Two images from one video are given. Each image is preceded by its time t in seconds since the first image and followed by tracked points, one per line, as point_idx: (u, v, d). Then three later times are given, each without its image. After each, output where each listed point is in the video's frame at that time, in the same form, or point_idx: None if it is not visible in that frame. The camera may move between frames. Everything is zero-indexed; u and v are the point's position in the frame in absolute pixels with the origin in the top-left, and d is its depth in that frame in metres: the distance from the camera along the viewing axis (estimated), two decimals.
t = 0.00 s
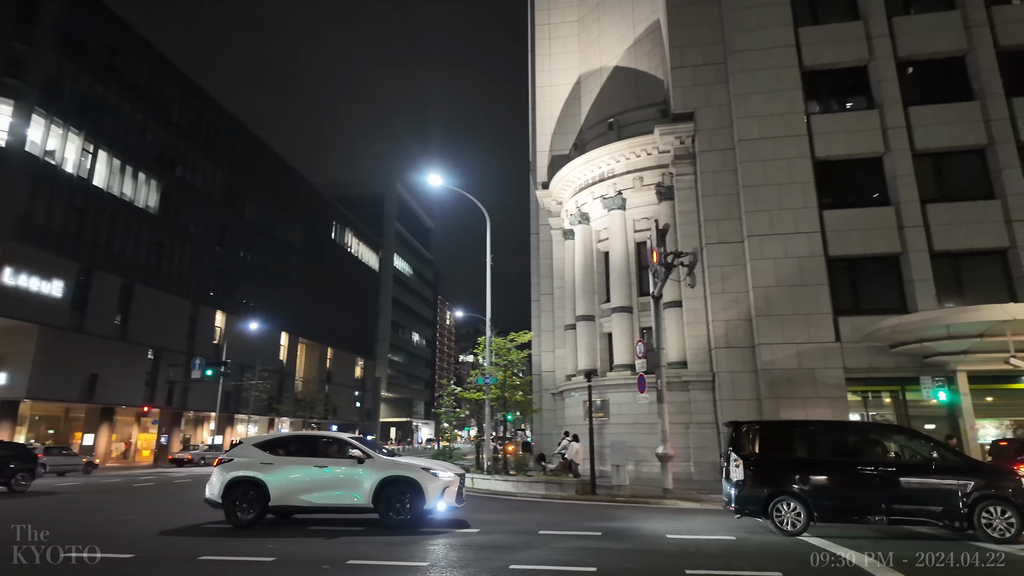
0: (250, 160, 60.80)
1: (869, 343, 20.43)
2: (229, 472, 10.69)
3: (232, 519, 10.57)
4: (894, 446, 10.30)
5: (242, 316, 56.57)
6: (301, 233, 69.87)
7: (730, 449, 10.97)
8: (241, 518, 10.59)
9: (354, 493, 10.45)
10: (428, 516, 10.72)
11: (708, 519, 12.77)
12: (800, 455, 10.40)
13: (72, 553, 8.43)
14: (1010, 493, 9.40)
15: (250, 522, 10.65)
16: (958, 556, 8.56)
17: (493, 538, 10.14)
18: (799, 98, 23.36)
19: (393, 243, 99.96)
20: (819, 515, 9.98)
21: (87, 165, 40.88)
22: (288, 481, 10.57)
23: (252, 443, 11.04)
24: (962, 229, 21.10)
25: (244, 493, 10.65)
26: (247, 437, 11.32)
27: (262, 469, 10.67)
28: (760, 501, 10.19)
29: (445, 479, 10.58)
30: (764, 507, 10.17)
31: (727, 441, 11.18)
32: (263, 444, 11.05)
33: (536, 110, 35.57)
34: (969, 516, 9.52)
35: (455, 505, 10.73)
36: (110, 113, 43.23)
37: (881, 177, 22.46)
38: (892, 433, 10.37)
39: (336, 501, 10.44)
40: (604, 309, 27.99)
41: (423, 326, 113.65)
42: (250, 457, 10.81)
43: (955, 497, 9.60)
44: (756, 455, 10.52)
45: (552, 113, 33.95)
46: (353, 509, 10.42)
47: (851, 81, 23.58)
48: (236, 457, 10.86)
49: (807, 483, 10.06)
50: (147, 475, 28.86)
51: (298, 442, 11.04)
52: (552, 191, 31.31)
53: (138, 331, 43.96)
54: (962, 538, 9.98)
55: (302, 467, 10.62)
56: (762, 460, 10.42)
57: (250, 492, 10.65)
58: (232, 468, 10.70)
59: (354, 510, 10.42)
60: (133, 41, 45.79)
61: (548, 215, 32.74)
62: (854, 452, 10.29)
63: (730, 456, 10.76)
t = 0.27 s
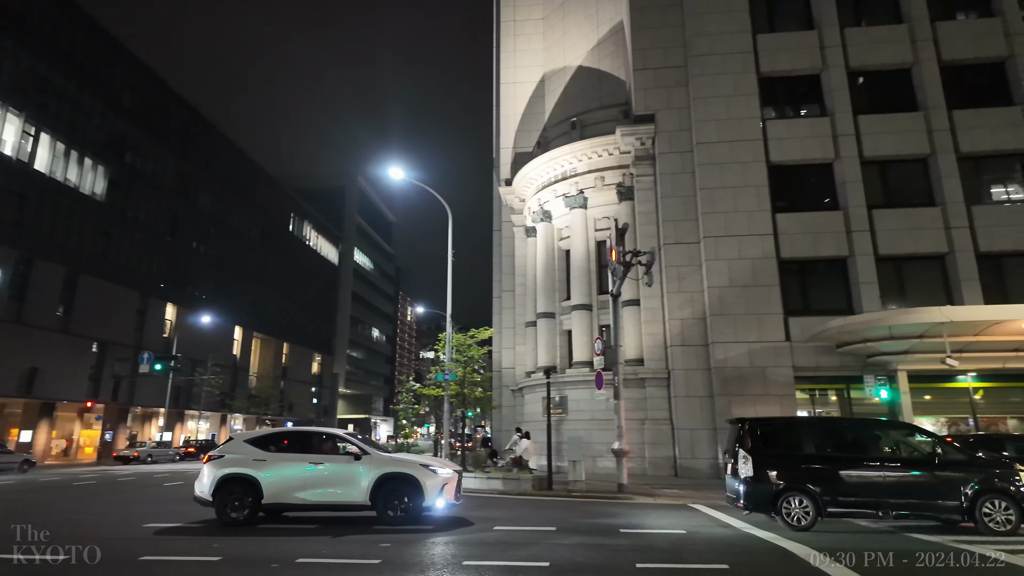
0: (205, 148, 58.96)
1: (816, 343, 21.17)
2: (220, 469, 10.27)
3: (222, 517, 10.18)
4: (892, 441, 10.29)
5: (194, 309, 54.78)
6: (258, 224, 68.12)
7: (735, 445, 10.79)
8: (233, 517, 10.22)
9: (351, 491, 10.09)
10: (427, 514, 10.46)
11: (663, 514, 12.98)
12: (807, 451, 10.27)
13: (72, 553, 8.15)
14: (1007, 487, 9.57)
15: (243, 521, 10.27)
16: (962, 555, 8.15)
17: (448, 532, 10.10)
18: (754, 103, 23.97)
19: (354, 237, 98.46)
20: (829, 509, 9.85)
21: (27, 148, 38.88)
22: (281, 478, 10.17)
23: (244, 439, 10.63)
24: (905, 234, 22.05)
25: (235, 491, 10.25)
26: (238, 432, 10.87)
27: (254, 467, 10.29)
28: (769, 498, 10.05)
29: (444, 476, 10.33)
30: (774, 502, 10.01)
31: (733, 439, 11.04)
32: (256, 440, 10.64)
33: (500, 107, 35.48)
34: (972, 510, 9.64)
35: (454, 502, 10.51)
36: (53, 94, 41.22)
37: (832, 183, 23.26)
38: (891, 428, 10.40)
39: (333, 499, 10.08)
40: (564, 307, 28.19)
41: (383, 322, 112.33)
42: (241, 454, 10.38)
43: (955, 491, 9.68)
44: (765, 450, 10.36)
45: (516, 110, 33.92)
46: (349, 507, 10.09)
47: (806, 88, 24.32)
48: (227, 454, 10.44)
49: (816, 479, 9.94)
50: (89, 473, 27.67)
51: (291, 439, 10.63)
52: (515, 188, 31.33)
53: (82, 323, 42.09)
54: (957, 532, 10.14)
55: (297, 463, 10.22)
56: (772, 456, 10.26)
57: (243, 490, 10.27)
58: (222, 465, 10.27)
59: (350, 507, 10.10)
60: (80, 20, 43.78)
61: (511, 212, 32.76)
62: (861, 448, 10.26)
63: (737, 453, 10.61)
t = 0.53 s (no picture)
0: (157, 135, 56.94)
1: (767, 342, 21.83)
2: (214, 466, 9.97)
3: (218, 515, 9.89)
4: (893, 437, 10.77)
5: (143, 301, 52.84)
6: (212, 215, 66.13)
7: (745, 442, 11.19)
8: (227, 515, 9.92)
9: (350, 487, 9.97)
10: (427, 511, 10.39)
11: (617, 508, 13.19)
12: (816, 447, 10.74)
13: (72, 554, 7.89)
14: (1006, 481, 10.11)
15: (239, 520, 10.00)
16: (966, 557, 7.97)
17: (403, 528, 10.05)
18: (712, 107, 24.49)
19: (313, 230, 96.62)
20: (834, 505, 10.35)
21: None
22: (280, 474, 9.96)
23: (238, 435, 10.33)
24: (852, 238, 22.90)
25: (230, 488, 9.95)
26: (230, 428, 10.56)
27: (250, 463, 10.02)
28: (779, 493, 10.46)
29: (445, 473, 10.27)
30: (782, 498, 10.47)
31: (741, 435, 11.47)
32: (251, 436, 10.36)
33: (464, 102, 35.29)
34: (972, 504, 10.17)
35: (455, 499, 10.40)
36: None
37: (784, 187, 23.98)
38: (888, 424, 10.88)
39: (337, 495, 9.94)
40: (525, 304, 28.27)
41: (343, 317, 110.62)
42: (237, 450, 10.10)
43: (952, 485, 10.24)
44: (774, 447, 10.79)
45: (480, 106, 33.80)
46: (352, 503, 9.99)
47: (762, 94, 24.98)
48: (221, 450, 10.12)
49: (825, 475, 10.40)
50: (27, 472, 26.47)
51: (287, 435, 10.44)
52: (478, 184, 31.29)
53: (20, 314, 40.09)
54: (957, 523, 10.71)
55: (296, 460, 10.04)
56: (780, 452, 10.73)
57: (238, 487, 9.97)
58: (217, 462, 9.99)
59: (352, 504, 9.98)
60: None
61: (473, 208, 32.69)
62: (865, 444, 10.73)
63: (748, 449, 10.96)
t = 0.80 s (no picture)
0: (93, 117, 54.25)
1: (711, 341, 22.51)
2: (204, 463, 9.72)
3: (206, 514, 9.71)
4: (888, 432, 11.15)
5: (77, 291, 50.22)
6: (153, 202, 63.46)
7: (748, 438, 11.62)
8: (218, 513, 9.74)
9: (346, 484, 9.81)
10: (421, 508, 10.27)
11: (566, 503, 13.33)
12: (816, 442, 11.11)
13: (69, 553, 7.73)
14: (992, 474, 10.61)
15: (228, 518, 9.83)
16: (965, 553, 7.79)
17: (348, 525, 9.93)
18: (663, 112, 25.03)
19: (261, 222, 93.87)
20: (834, 500, 10.72)
21: None
22: (271, 471, 9.75)
23: (228, 431, 10.12)
24: (793, 242, 23.83)
25: (220, 485, 9.76)
26: (221, 424, 10.32)
27: (241, 461, 9.80)
28: (781, 487, 10.81)
29: (442, 469, 10.18)
30: (785, 492, 10.83)
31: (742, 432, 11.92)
32: (243, 432, 10.14)
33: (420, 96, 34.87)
34: (960, 495, 10.65)
35: (449, 496, 10.32)
36: None
37: (731, 191, 24.74)
38: (883, 421, 11.26)
39: (331, 492, 9.80)
40: (479, 300, 28.24)
41: (292, 311, 107.95)
42: (227, 446, 9.88)
43: (947, 479, 10.67)
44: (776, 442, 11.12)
45: (436, 100, 33.51)
46: (347, 501, 9.80)
47: (712, 100, 25.68)
48: (211, 447, 9.89)
49: (820, 469, 10.77)
50: None
51: (279, 431, 10.22)
52: (433, 178, 31.08)
53: None
54: (938, 515, 11.12)
55: (289, 457, 9.84)
56: (781, 447, 11.08)
57: (228, 484, 9.76)
58: (207, 459, 9.75)
59: (347, 502, 9.79)
60: None
61: (428, 203, 32.44)
62: (862, 439, 11.10)
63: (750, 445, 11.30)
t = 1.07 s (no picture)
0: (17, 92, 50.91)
1: (655, 339, 23.09)
2: (193, 461, 9.43)
3: (197, 513, 9.47)
4: (873, 429, 11.76)
5: None
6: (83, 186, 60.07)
7: (745, 434, 11.90)
8: (209, 511, 9.50)
9: (345, 481, 9.73)
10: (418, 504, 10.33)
11: (514, 499, 13.43)
12: (809, 437, 11.54)
13: (73, 554, 7.50)
14: (966, 468, 11.46)
15: (219, 516, 9.63)
16: (963, 553, 7.62)
17: (288, 523, 9.71)
18: (615, 114, 25.46)
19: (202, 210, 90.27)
20: (825, 493, 11.25)
21: None
22: (265, 468, 9.56)
23: (219, 428, 9.83)
24: (735, 245, 24.68)
25: (211, 483, 9.51)
26: (212, 420, 10.03)
27: (233, 457, 9.56)
28: (778, 481, 11.21)
29: (439, 465, 10.26)
30: (780, 486, 11.24)
31: (734, 428, 12.31)
32: (233, 428, 9.88)
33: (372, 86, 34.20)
34: (938, 488, 11.41)
35: (445, 492, 10.42)
36: None
37: (678, 194, 25.43)
38: (865, 417, 11.86)
39: (327, 489, 9.69)
40: (429, 296, 28.04)
41: (234, 304, 104.32)
42: (218, 442, 9.62)
43: (931, 471, 11.41)
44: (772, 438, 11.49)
45: (389, 91, 32.97)
46: (343, 498, 9.72)
47: (661, 104, 26.26)
48: (201, 443, 9.61)
49: (814, 463, 11.24)
50: None
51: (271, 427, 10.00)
52: (384, 171, 30.63)
53: None
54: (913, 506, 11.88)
55: (284, 453, 9.64)
56: (776, 442, 11.45)
57: (220, 482, 9.52)
58: (197, 456, 9.46)
59: (345, 499, 9.72)
60: None
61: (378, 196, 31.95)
62: (850, 435, 11.64)
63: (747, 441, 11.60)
